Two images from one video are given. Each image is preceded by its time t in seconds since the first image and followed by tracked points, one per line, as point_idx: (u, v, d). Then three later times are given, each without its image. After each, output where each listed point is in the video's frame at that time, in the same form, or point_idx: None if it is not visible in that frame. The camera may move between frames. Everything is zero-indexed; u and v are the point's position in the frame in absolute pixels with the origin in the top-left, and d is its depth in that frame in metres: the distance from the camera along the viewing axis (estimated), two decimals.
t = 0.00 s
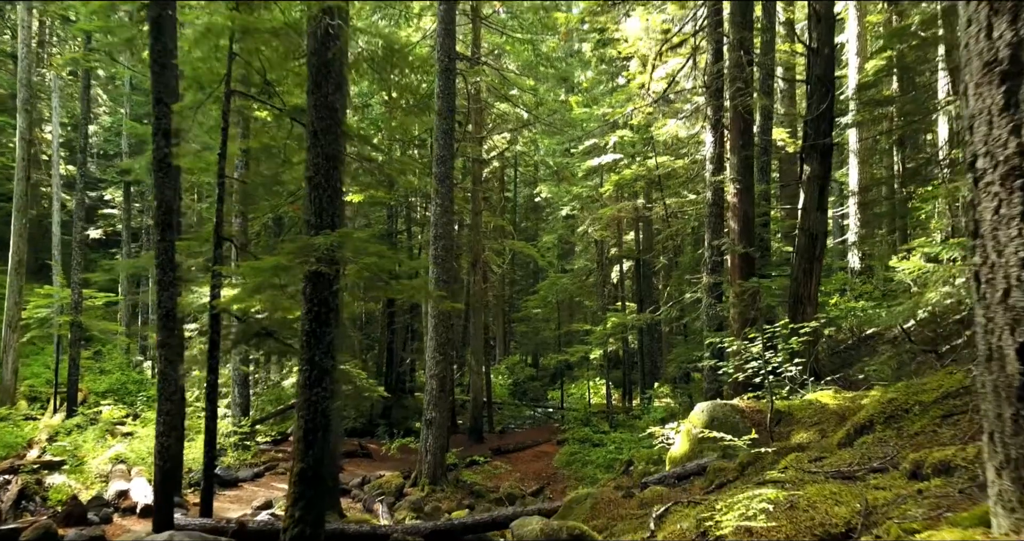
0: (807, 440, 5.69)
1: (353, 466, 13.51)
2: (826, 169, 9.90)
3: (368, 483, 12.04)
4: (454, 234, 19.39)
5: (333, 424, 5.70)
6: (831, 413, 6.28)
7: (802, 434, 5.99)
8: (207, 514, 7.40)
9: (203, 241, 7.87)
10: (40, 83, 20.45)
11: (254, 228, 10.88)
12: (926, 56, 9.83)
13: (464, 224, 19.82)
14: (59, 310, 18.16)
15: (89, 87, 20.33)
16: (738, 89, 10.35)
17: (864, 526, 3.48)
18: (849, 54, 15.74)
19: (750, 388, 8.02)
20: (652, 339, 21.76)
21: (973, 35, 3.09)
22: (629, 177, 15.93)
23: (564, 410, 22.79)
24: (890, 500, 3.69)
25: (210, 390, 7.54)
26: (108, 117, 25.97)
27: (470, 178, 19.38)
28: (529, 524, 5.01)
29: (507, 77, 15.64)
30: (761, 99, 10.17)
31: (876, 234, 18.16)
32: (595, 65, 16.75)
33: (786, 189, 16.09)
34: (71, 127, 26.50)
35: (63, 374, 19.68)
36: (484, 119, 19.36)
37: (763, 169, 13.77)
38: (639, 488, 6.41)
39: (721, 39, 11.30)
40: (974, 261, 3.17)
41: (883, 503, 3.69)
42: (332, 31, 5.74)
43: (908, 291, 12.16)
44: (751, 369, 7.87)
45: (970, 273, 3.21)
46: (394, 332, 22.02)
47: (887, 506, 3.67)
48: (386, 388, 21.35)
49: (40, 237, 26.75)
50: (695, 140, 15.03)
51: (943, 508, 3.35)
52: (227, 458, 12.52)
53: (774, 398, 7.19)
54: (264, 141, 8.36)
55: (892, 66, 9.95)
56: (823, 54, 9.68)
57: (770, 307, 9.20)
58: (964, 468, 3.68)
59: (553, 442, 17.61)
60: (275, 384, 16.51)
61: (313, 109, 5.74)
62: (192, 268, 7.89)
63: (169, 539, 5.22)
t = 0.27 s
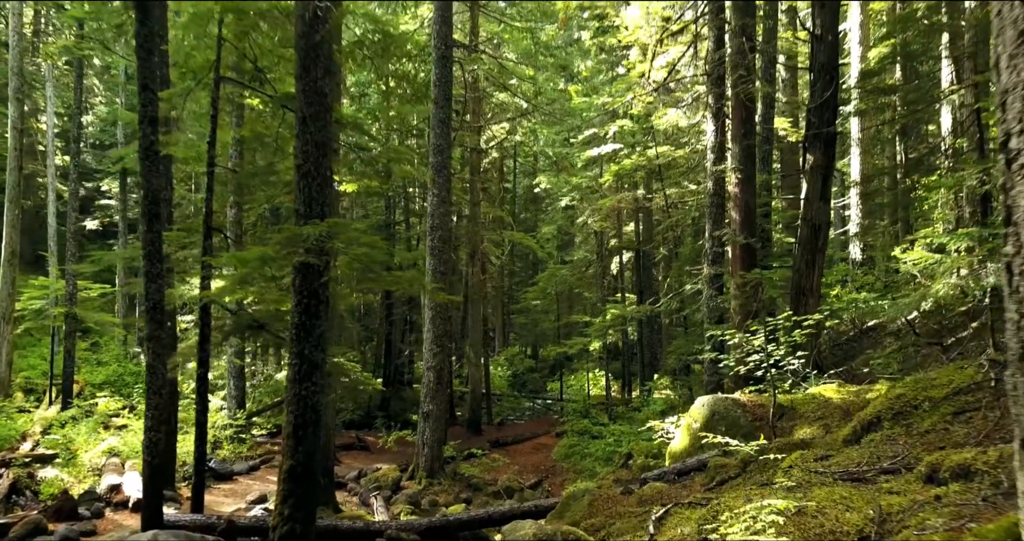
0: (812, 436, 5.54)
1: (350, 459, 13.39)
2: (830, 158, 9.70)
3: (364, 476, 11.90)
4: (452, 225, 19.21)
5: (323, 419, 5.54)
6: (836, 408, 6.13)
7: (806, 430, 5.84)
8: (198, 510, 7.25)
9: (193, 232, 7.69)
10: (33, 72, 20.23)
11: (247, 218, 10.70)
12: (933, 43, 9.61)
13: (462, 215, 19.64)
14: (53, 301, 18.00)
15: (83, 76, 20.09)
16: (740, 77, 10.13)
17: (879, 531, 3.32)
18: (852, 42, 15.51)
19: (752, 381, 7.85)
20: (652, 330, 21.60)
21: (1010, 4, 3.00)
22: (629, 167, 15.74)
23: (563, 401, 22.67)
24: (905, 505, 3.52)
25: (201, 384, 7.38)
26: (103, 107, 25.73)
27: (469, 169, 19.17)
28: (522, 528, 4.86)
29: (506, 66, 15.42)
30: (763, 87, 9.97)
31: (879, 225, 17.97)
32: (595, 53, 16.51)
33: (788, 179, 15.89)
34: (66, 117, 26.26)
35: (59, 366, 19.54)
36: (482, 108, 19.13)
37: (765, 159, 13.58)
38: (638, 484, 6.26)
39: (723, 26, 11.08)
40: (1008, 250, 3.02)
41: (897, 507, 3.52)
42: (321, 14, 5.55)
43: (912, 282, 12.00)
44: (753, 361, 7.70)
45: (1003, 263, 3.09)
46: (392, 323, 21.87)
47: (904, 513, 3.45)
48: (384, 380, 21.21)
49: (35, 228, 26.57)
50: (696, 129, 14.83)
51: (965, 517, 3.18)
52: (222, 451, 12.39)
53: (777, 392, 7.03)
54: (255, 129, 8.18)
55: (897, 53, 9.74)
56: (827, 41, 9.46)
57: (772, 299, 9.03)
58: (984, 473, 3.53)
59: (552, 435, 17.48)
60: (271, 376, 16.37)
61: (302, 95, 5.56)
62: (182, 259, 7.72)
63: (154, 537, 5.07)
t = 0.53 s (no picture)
0: (816, 432, 5.40)
1: (347, 452, 13.28)
2: (833, 148, 9.52)
3: (360, 470, 11.78)
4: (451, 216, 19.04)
5: (314, 415, 5.40)
6: (839, 402, 6.00)
7: (810, 425, 5.71)
8: (190, 506, 7.12)
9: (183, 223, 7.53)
10: (26, 61, 19.98)
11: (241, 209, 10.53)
12: (939, 30, 9.41)
13: (461, 206, 19.47)
14: (48, 293, 17.83)
15: (76, 66, 19.84)
16: (742, 65, 9.93)
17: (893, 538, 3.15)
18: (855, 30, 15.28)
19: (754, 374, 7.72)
20: (651, 322, 21.47)
21: None
22: (629, 157, 15.56)
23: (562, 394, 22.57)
24: (919, 510, 3.35)
25: (191, 378, 7.23)
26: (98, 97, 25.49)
27: (467, 159, 18.97)
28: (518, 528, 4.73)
29: (504, 55, 15.21)
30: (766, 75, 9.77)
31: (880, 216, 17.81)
32: (594, 42, 16.28)
33: (789, 169, 15.71)
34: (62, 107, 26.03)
35: (55, 358, 19.41)
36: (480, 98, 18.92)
37: (766, 149, 13.39)
38: (637, 481, 6.13)
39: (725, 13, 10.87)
40: None
41: (911, 510, 3.37)
42: None
43: (915, 274, 11.85)
44: (755, 354, 7.56)
45: None
46: (390, 315, 21.73)
47: (919, 521, 3.25)
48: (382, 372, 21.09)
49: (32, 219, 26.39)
50: (697, 119, 14.64)
51: (986, 525, 3.02)
52: (217, 445, 12.27)
53: (779, 386, 6.89)
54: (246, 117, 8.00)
55: (903, 40, 9.53)
56: (831, 28, 9.26)
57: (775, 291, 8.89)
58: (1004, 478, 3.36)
59: (551, 427, 17.36)
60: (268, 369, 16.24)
61: (291, 82, 5.39)
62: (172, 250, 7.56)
63: (138, 537, 4.94)
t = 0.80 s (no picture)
0: (820, 428, 5.22)
1: (343, 444, 13.15)
2: (837, 135, 9.31)
3: (357, 462, 11.64)
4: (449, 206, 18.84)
5: (303, 410, 5.23)
6: (844, 396, 5.85)
7: (814, 421, 5.53)
8: (179, 501, 6.98)
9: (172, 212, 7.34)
10: (18, 49, 19.71)
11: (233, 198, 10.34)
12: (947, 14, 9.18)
13: (459, 196, 19.27)
14: (42, 283, 17.66)
15: (70, 53, 19.57)
16: (744, 50, 9.71)
17: None
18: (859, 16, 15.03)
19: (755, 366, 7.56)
20: (651, 313, 21.30)
21: None
22: (629, 146, 15.35)
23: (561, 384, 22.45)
24: (939, 517, 3.13)
25: (181, 371, 7.07)
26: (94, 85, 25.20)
27: (465, 148, 18.74)
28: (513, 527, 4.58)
29: (502, 41, 14.97)
30: (769, 61, 9.55)
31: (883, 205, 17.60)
32: (594, 29, 16.02)
33: (791, 158, 15.51)
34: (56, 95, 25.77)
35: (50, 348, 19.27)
36: (479, 86, 18.69)
37: (768, 137, 13.18)
38: (635, 477, 5.97)
39: None
40: None
41: (931, 521, 3.10)
42: None
43: (919, 265, 11.69)
44: (756, 346, 7.39)
45: None
46: (388, 306, 21.59)
47: (938, 532, 3.00)
48: (380, 362, 20.96)
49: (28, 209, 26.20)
50: (698, 107, 14.43)
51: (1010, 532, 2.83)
52: (212, 437, 12.15)
53: (781, 379, 6.73)
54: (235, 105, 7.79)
55: (909, 25, 9.31)
56: (835, 12, 9.05)
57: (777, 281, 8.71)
58: None
59: (550, 418, 17.24)
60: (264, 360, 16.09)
61: (278, 64, 5.18)
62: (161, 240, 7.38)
63: (121, 536, 4.79)
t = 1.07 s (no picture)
0: (825, 425, 5.08)
1: (340, 437, 13.02)
2: (840, 125, 9.11)
3: (353, 456, 11.52)
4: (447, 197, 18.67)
5: (293, 406, 5.08)
6: (848, 392, 5.71)
7: (818, 417, 5.39)
8: (169, 498, 6.84)
9: (161, 203, 7.16)
10: (11, 38, 19.45)
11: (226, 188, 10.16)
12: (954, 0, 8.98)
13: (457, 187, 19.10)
14: (37, 275, 17.49)
15: (63, 42, 19.32)
16: (746, 37, 9.51)
17: None
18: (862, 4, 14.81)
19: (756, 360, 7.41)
20: (651, 305, 21.15)
21: None
22: (629, 136, 15.16)
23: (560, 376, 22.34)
24: (958, 525, 2.96)
25: (170, 365, 6.92)
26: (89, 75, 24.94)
27: (463, 138, 18.53)
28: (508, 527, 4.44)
29: (500, 29, 14.76)
30: (771, 49, 9.36)
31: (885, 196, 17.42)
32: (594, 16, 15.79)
33: (793, 148, 15.32)
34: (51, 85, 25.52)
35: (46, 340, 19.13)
36: (477, 76, 18.48)
37: (770, 127, 12.99)
38: (634, 474, 5.84)
39: None
40: None
41: (949, 531, 2.92)
42: None
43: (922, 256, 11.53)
44: (758, 340, 7.24)
45: None
46: (386, 298, 21.45)
47: None
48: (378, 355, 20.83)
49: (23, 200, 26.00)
50: (699, 96, 14.22)
51: None
52: (207, 430, 12.02)
53: (783, 373, 6.59)
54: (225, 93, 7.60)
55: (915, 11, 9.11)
56: None
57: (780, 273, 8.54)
58: None
59: (548, 411, 17.12)
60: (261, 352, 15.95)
61: (265, 50, 5.00)
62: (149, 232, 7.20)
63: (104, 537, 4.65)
